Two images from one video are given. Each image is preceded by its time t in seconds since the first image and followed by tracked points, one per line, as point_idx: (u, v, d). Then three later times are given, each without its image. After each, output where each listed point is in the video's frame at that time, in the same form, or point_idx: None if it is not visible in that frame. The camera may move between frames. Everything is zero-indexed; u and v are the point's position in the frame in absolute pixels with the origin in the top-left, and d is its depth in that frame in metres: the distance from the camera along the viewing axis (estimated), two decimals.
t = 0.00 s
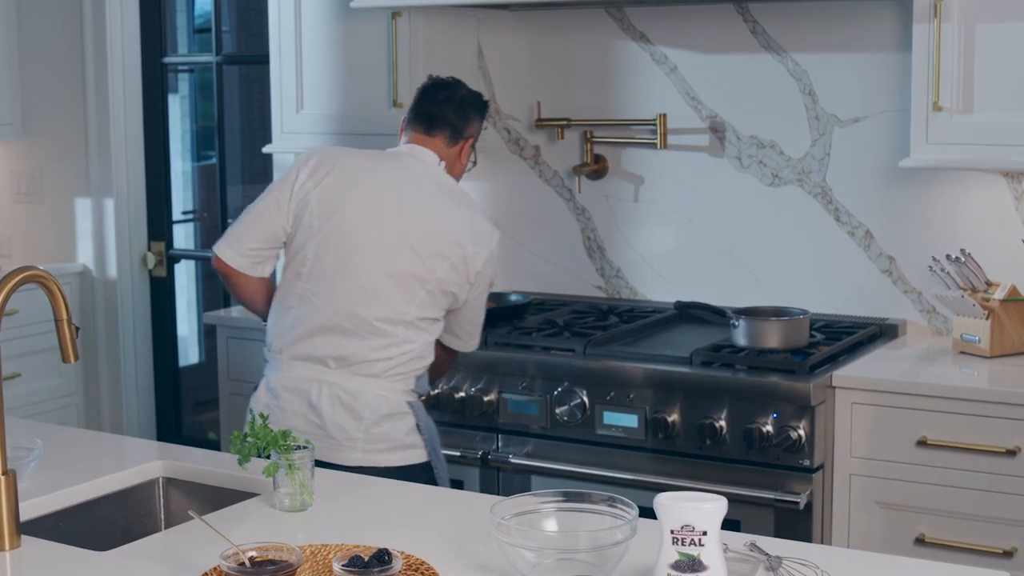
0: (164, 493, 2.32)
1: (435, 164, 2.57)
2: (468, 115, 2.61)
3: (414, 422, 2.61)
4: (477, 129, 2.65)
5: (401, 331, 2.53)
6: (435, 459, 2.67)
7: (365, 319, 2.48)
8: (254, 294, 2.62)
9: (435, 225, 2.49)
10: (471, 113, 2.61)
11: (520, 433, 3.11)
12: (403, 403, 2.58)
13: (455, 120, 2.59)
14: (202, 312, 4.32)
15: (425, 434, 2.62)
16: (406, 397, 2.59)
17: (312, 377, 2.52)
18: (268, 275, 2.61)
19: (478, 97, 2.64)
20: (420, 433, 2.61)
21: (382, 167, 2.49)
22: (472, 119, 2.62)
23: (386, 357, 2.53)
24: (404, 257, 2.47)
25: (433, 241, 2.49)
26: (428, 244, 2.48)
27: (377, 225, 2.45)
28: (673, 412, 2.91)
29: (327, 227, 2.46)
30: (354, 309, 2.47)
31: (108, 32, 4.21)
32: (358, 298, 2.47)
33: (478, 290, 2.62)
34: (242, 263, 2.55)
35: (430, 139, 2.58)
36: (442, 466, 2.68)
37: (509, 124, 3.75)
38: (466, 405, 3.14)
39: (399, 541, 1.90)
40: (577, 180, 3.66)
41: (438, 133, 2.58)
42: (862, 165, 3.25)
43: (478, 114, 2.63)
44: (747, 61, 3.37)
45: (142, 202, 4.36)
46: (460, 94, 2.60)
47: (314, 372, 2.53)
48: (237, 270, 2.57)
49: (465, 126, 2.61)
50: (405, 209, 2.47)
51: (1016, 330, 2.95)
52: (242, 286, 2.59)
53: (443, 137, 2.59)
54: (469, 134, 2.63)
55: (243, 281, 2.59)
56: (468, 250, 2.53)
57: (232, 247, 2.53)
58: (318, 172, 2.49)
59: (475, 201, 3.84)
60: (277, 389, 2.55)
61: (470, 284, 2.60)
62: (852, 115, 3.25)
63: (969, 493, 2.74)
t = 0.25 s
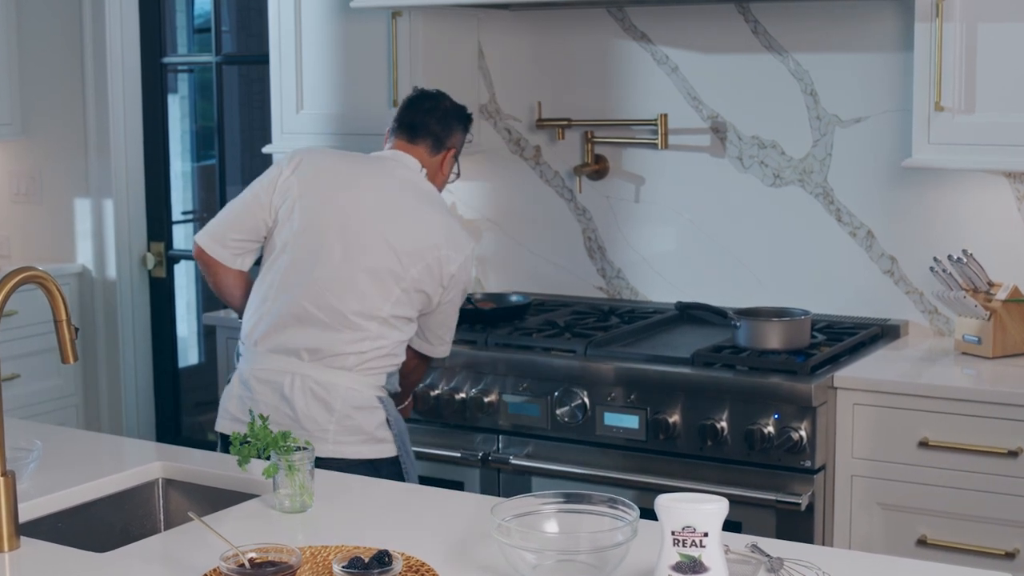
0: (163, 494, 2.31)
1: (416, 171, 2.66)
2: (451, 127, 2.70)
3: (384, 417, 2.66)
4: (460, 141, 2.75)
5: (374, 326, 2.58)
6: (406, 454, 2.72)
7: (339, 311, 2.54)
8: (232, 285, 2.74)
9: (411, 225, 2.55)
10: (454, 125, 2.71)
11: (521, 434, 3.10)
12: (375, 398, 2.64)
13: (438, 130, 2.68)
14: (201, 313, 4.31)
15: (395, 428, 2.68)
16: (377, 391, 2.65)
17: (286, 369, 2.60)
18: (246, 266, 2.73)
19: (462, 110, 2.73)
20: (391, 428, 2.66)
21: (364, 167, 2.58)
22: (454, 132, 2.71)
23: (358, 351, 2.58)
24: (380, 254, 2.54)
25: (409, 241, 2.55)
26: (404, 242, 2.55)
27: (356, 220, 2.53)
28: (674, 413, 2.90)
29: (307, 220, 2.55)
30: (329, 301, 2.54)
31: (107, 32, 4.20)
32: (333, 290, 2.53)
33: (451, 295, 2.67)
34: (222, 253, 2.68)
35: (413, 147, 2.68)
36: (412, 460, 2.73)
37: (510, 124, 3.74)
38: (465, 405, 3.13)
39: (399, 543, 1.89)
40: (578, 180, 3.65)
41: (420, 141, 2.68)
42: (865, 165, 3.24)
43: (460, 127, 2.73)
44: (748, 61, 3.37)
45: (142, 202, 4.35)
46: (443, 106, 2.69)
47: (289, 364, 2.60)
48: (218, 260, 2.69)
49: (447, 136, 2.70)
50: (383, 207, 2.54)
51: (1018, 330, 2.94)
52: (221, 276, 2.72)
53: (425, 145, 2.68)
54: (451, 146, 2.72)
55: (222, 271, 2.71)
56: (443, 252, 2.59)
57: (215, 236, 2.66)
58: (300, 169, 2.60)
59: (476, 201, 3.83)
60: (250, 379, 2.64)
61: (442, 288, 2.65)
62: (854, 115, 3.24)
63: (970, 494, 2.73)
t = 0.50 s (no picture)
0: (162, 495, 2.30)
1: (404, 167, 2.65)
2: (441, 125, 2.70)
3: (374, 412, 2.64)
4: (450, 140, 2.74)
5: (360, 322, 2.57)
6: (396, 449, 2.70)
7: (325, 307, 2.54)
8: (225, 285, 2.76)
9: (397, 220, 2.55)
10: (444, 123, 2.70)
11: (521, 435, 3.09)
12: (363, 392, 2.62)
13: (427, 127, 2.68)
14: (201, 314, 4.30)
15: (386, 425, 2.66)
16: (366, 387, 2.63)
17: (274, 366, 2.60)
18: (238, 266, 2.75)
19: (453, 110, 2.73)
20: (381, 424, 2.65)
21: (350, 164, 2.59)
22: (444, 130, 2.71)
23: (344, 346, 2.57)
24: (366, 249, 2.53)
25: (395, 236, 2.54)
26: (389, 237, 2.54)
27: (340, 216, 2.53)
28: (675, 414, 2.89)
29: (293, 217, 2.56)
30: (315, 297, 2.54)
31: (106, 33, 4.20)
32: (318, 286, 2.53)
33: (441, 290, 2.65)
34: (211, 253, 2.70)
35: (402, 144, 2.67)
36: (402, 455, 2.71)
37: (510, 124, 3.73)
38: (465, 406, 3.12)
39: (399, 544, 1.88)
40: (579, 181, 3.64)
41: (410, 138, 2.67)
42: (866, 164, 3.23)
43: (451, 126, 2.72)
44: (748, 61, 3.36)
45: (142, 203, 4.34)
46: (434, 105, 2.69)
47: (277, 360, 2.60)
48: (208, 259, 2.72)
49: (437, 134, 2.70)
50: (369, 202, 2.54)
51: (1020, 331, 2.93)
52: (213, 276, 2.74)
53: (414, 142, 2.68)
54: (441, 144, 2.72)
55: (214, 271, 2.73)
56: (430, 247, 2.57)
57: (204, 237, 2.69)
58: (286, 168, 2.61)
59: (476, 201, 3.82)
60: (239, 376, 2.65)
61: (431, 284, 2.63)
62: (855, 115, 3.24)
63: (972, 495, 2.72)
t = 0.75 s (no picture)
0: (162, 496, 2.29)
1: (395, 165, 2.64)
2: (432, 122, 2.69)
3: (368, 411, 2.63)
4: (443, 138, 2.73)
5: (352, 322, 2.56)
6: (391, 448, 2.69)
7: (316, 307, 2.53)
8: (219, 288, 2.75)
9: (387, 219, 2.53)
10: (436, 120, 2.69)
11: (522, 436, 3.08)
12: (355, 392, 2.61)
13: (418, 124, 2.67)
14: (201, 315, 4.30)
15: (380, 424, 2.65)
16: (359, 387, 2.62)
17: (267, 366, 2.60)
18: (232, 270, 2.74)
19: (444, 108, 2.72)
20: (374, 423, 2.64)
21: (341, 164, 2.57)
22: (435, 127, 2.70)
23: (336, 347, 2.57)
24: (355, 248, 2.52)
25: (384, 235, 2.53)
26: (379, 236, 2.52)
27: (330, 216, 2.52)
28: (676, 415, 2.88)
29: (284, 218, 2.56)
30: (305, 297, 2.53)
31: (105, 33, 4.19)
32: (309, 287, 2.53)
33: (434, 287, 2.62)
34: (205, 257, 2.70)
35: (393, 141, 2.66)
36: (396, 453, 2.70)
37: (511, 124, 3.72)
38: (465, 406, 3.11)
39: (399, 545, 1.87)
40: (580, 181, 3.63)
41: (401, 136, 2.66)
42: (868, 165, 3.23)
43: (443, 124, 2.71)
44: (749, 61, 3.35)
45: (141, 204, 4.33)
46: (425, 102, 2.68)
47: (270, 361, 2.60)
48: (201, 263, 2.71)
49: (429, 131, 2.69)
50: (358, 201, 2.53)
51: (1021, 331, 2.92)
52: (207, 279, 2.73)
53: (405, 140, 2.67)
54: (433, 142, 2.71)
55: (208, 274, 2.73)
56: (420, 246, 2.55)
57: (197, 241, 2.69)
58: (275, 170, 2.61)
59: (476, 201, 3.81)
60: (233, 377, 2.65)
61: (424, 282, 2.61)
62: (856, 116, 3.23)
63: (974, 497, 2.71)
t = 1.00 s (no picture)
0: (162, 498, 2.28)
1: (387, 163, 2.62)
2: (424, 119, 2.67)
3: (365, 412, 2.63)
4: (435, 135, 2.71)
5: (346, 324, 2.55)
6: (387, 449, 2.68)
7: (310, 309, 2.52)
8: (213, 290, 2.74)
9: (380, 219, 2.52)
10: (428, 117, 2.67)
11: (523, 437, 3.07)
12: (352, 394, 2.61)
13: (410, 121, 2.65)
14: (201, 317, 4.29)
15: (377, 426, 2.65)
16: (356, 388, 2.62)
17: (263, 368, 2.59)
18: (225, 272, 2.72)
19: (436, 104, 2.70)
20: (371, 425, 2.64)
21: (334, 164, 2.56)
22: (427, 124, 2.67)
23: (332, 349, 2.56)
24: (349, 249, 2.51)
25: (377, 236, 2.52)
26: (372, 237, 2.52)
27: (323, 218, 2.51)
28: (677, 416, 2.87)
29: (276, 220, 2.54)
30: (299, 299, 2.52)
31: (105, 33, 4.18)
32: (302, 289, 2.52)
33: (429, 286, 2.61)
34: (198, 259, 2.69)
35: (385, 139, 2.64)
36: (393, 454, 2.69)
37: (512, 124, 3.72)
38: (464, 407, 3.11)
39: (399, 547, 1.87)
40: (580, 182, 3.62)
41: (392, 133, 2.64)
42: (869, 165, 3.22)
43: (435, 120, 2.69)
44: (750, 61, 3.34)
45: (141, 204, 4.32)
46: (416, 98, 2.66)
47: (266, 363, 2.59)
48: (194, 265, 2.70)
49: (420, 129, 2.67)
50: (350, 202, 2.52)
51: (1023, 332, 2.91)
52: (201, 283, 2.72)
53: (397, 137, 2.65)
54: (425, 139, 2.68)
55: (201, 277, 2.71)
56: (414, 245, 2.55)
57: (190, 244, 2.68)
58: (266, 171, 2.59)
59: (477, 202, 3.80)
60: (229, 379, 2.64)
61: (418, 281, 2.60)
62: (858, 116, 3.22)
63: (976, 498, 2.70)
